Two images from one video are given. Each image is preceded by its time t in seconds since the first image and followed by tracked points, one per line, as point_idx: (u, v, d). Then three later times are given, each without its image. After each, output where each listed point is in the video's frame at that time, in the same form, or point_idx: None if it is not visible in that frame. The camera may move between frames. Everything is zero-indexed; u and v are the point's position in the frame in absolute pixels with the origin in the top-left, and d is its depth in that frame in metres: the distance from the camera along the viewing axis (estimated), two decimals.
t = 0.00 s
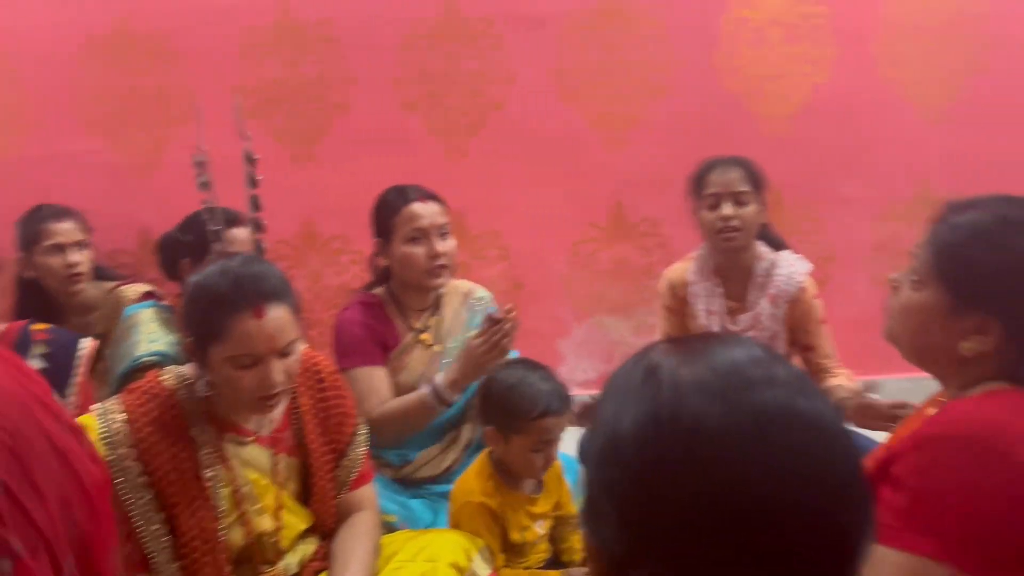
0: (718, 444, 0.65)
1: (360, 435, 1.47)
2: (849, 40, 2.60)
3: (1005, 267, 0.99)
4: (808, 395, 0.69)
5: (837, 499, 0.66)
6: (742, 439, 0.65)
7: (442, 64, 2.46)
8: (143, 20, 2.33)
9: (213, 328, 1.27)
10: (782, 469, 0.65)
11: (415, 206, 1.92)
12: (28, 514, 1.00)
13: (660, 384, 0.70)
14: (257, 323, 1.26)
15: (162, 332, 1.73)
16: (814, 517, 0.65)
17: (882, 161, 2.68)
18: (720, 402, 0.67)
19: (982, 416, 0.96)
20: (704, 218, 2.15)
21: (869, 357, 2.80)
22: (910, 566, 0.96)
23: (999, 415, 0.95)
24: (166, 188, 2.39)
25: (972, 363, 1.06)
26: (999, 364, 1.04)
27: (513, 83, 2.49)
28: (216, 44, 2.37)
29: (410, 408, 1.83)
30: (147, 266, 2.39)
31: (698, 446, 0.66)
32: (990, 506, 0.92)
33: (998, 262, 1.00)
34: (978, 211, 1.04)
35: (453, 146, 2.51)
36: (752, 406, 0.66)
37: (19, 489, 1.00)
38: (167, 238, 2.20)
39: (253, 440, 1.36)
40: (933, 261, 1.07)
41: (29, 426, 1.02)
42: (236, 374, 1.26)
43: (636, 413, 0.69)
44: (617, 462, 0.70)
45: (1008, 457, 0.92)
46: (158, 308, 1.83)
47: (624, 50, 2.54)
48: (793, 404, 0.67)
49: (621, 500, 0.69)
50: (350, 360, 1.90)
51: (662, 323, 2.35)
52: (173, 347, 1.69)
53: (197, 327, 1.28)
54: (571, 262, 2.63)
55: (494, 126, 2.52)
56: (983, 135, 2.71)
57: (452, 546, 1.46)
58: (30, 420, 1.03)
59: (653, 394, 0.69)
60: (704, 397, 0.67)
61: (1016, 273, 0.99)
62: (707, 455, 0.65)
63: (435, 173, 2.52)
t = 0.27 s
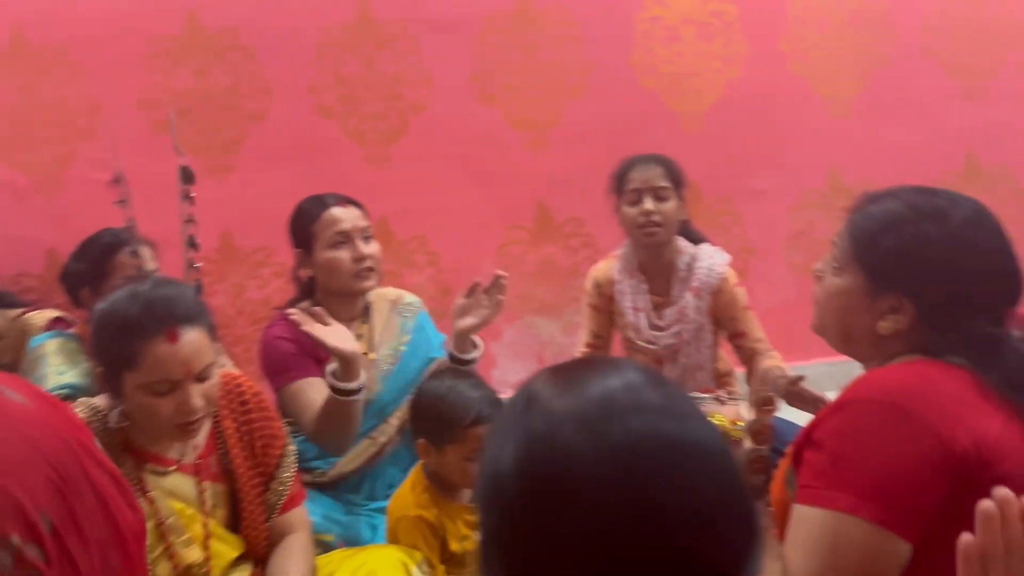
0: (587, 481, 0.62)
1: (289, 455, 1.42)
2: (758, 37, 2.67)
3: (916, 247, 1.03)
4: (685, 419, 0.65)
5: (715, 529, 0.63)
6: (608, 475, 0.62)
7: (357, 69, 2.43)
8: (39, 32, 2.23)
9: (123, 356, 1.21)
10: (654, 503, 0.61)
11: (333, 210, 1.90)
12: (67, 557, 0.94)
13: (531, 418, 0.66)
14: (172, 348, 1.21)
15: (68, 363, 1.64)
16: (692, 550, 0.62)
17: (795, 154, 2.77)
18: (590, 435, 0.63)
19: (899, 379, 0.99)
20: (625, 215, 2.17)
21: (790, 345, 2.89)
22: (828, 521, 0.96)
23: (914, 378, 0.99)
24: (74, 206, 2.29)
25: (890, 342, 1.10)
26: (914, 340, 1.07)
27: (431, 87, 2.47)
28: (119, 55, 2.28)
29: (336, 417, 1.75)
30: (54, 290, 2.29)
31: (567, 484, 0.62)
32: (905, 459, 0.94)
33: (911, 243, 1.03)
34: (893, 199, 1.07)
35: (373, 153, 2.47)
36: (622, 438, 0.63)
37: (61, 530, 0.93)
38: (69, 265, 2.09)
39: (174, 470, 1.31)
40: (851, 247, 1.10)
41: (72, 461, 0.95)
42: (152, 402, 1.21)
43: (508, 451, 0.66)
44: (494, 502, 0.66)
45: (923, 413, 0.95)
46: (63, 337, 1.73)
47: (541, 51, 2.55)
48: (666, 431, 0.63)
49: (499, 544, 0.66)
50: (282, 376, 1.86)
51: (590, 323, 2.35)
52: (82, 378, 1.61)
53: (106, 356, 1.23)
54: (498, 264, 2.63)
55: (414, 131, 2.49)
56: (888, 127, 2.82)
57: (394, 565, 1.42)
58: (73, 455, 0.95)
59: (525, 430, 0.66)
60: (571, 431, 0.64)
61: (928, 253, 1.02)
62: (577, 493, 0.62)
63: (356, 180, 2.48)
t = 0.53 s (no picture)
0: (469, 503, 0.60)
1: (223, 469, 1.38)
2: (678, 30, 2.71)
3: (847, 235, 1.05)
4: (571, 431, 0.63)
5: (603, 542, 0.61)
6: (493, 491, 0.60)
7: (278, 71, 2.37)
8: None
9: (37, 379, 1.15)
10: (538, 520, 0.60)
11: (269, 212, 1.86)
12: None
13: (416, 438, 0.64)
14: (89, 368, 1.16)
15: None
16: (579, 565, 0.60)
17: (718, 144, 2.82)
18: (471, 454, 0.61)
19: (834, 368, 1.01)
20: (556, 212, 2.18)
21: (720, 330, 2.96)
22: (776, 514, 0.98)
23: (850, 367, 1.01)
24: None
25: (825, 327, 1.13)
26: (847, 325, 1.11)
27: (355, 87, 2.43)
28: (23, 60, 2.17)
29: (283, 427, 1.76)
30: None
31: (449, 507, 0.60)
32: (848, 449, 0.97)
33: (842, 230, 1.05)
34: (821, 187, 1.09)
35: (298, 156, 2.43)
36: (504, 456, 0.61)
37: None
38: None
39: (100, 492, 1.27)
40: (783, 236, 1.12)
41: (79, 517, 0.74)
42: (71, 426, 1.17)
43: (393, 472, 0.64)
44: (382, 528, 0.64)
45: (862, 402, 0.98)
46: None
47: (465, 48, 2.53)
48: (550, 444, 0.62)
49: (391, 567, 0.64)
50: (214, 381, 1.81)
51: (533, 325, 2.34)
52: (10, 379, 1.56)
53: (17, 381, 1.17)
54: (431, 263, 2.61)
55: (339, 132, 2.45)
56: (805, 115, 2.90)
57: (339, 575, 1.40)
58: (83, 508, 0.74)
59: (409, 453, 0.63)
60: (454, 448, 0.62)
61: (859, 240, 1.05)
62: (459, 516, 0.60)
63: (282, 184, 2.43)
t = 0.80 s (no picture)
0: (456, 507, 0.62)
1: (156, 480, 1.33)
2: (615, 28, 2.73)
3: (800, 249, 1.06)
4: (553, 431, 0.66)
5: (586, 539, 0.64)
6: (480, 492, 0.62)
7: (211, 71, 2.31)
8: None
9: None
10: (523, 522, 0.62)
11: (206, 218, 1.81)
12: None
13: (397, 441, 0.65)
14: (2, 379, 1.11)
15: None
16: (563, 562, 0.63)
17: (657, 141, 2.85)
18: (455, 459, 0.63)
19: (787, 389, 1.04)
20: (499, 212, 2.17)
21: (664, 325, 2.99)
22: (739, 540, 1.00)
23: (803, 387, 1.03)
24: None
25: (778, 341, 1.14)
26: (800, 340, 1.12)
27: (291, 87, 2.39)
28: None
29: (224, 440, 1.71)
30: None
31: (435, 513, 0.62)
32: (802, 473, 1.00)
33: (794, 242, 1.06)
34: (771, 194, 1.10)
35: (234, 158, 2.37)
36: (488, 459, 0.63)
37: None
38: None
39: (25, 509, 1.22)
40: (735, 247, 1.12)
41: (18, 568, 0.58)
42: None
43: (375, 476, 0.65)
44: (362, 534, 0.65)
45: (815, 426, 1.01)
46: None
47: (402, 47, 2.51)
48: (532, 445, 0.64)
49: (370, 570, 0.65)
50: (156, 400, 1.77)
51: (473, 317, 2.34)
52: None
53: None
54: (374, 265, 2.58)
55: (276, 133, 2.40)
56: (740, 111, 2.95)
57: None
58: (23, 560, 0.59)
59: (390, 458, 0.64)
60: (439, 451, 0.63)
61: (810, 253, 1.06)
62: (445, 521, 0.62)
63: (218, 188, 2.37)
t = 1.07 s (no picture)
0: (476, 494, 0.62)
1: (99, 497, 1.31)
2: (551, 28, 2.75)
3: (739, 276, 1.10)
4: (563, 416, 0.68)
5: (601, 522, 0.66)
6: (503, 478, 0.63)
7: (138, 72, 2.25)
8: None
9: None
10: (544, 505, 0.63)
11: (142, 227, 1.75)
12: None
13: (414, 433, 0.65)
14: None
15: None
16: (578, 547, 0.65)
17: (595, 139, 2.89)
18: (477, 448, 0.63)
19: (742, 418, 1.08)
20: (444, 212, 2.17)
21: (606, 321, 3.04)
22: None
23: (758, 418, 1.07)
24: None
25: (723, 364, 1.18)
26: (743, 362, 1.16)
27: (224, 88, 2.34)
28: None
29: (168, 455, 1.70)
30: None
31: (455, 501, 0.62)
32: (756, 506, 1.04)
33: (733, 269, 1.10)
34: (709, 219, 1.13)
35: (167, 161, 2.31)
36: (507, 445, 0.64)
37: None
38: None
39: None
40: (677, 273, 1.16)
41: None
42: None
43: (393, 468, 0.64)
44: (376, 525, 0.65)
45: (770, 455, 1.04)
46: None
47: (338, 47, 2.48)
48: (548, 431, 0.66)
49: (389, 563, 0.64)
50: (84, 414, 1.69)
51: (409, 316, 2.34)
52: None
53: None
54: (313, 267, 2.56)
55: (210, 136, 2.35)
56: (676, 110, 3.01)
57: None
58: None
59: (406, 448, 0.65)
60: (460, 440, 0.64)
61: (748, 279, 1.09)
62: (466, 508, 0.62)
63: (150, 192, 2.31)
